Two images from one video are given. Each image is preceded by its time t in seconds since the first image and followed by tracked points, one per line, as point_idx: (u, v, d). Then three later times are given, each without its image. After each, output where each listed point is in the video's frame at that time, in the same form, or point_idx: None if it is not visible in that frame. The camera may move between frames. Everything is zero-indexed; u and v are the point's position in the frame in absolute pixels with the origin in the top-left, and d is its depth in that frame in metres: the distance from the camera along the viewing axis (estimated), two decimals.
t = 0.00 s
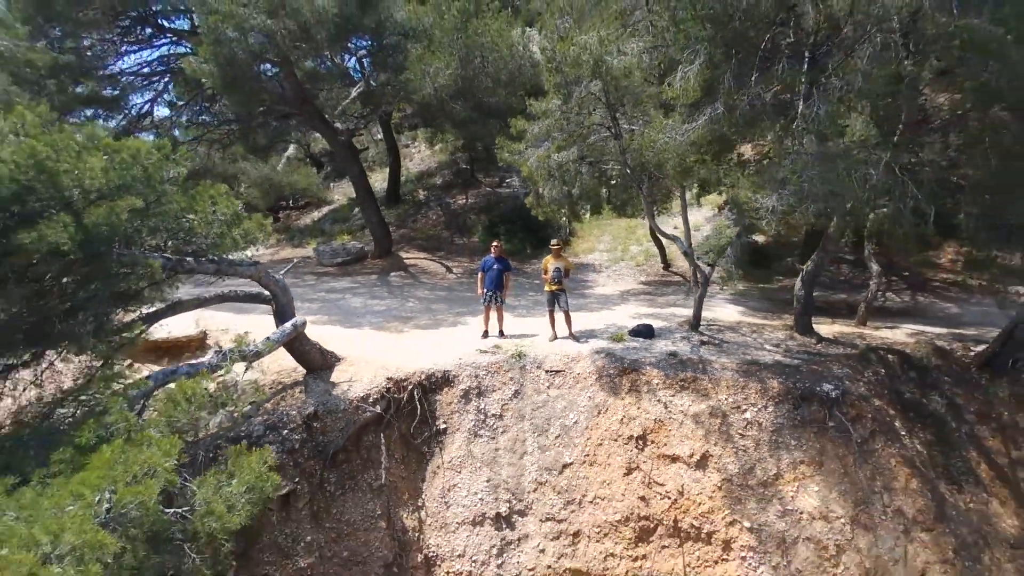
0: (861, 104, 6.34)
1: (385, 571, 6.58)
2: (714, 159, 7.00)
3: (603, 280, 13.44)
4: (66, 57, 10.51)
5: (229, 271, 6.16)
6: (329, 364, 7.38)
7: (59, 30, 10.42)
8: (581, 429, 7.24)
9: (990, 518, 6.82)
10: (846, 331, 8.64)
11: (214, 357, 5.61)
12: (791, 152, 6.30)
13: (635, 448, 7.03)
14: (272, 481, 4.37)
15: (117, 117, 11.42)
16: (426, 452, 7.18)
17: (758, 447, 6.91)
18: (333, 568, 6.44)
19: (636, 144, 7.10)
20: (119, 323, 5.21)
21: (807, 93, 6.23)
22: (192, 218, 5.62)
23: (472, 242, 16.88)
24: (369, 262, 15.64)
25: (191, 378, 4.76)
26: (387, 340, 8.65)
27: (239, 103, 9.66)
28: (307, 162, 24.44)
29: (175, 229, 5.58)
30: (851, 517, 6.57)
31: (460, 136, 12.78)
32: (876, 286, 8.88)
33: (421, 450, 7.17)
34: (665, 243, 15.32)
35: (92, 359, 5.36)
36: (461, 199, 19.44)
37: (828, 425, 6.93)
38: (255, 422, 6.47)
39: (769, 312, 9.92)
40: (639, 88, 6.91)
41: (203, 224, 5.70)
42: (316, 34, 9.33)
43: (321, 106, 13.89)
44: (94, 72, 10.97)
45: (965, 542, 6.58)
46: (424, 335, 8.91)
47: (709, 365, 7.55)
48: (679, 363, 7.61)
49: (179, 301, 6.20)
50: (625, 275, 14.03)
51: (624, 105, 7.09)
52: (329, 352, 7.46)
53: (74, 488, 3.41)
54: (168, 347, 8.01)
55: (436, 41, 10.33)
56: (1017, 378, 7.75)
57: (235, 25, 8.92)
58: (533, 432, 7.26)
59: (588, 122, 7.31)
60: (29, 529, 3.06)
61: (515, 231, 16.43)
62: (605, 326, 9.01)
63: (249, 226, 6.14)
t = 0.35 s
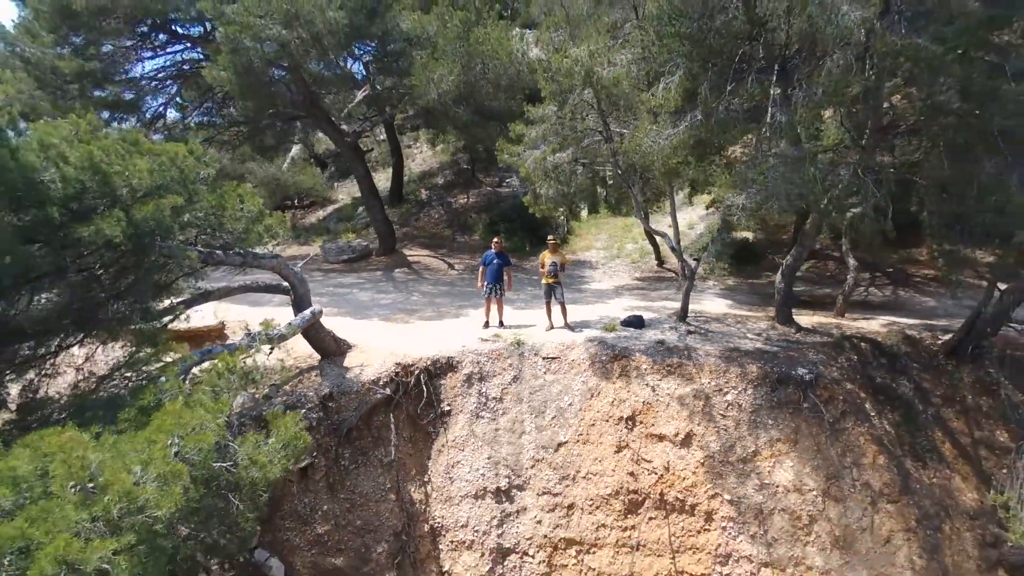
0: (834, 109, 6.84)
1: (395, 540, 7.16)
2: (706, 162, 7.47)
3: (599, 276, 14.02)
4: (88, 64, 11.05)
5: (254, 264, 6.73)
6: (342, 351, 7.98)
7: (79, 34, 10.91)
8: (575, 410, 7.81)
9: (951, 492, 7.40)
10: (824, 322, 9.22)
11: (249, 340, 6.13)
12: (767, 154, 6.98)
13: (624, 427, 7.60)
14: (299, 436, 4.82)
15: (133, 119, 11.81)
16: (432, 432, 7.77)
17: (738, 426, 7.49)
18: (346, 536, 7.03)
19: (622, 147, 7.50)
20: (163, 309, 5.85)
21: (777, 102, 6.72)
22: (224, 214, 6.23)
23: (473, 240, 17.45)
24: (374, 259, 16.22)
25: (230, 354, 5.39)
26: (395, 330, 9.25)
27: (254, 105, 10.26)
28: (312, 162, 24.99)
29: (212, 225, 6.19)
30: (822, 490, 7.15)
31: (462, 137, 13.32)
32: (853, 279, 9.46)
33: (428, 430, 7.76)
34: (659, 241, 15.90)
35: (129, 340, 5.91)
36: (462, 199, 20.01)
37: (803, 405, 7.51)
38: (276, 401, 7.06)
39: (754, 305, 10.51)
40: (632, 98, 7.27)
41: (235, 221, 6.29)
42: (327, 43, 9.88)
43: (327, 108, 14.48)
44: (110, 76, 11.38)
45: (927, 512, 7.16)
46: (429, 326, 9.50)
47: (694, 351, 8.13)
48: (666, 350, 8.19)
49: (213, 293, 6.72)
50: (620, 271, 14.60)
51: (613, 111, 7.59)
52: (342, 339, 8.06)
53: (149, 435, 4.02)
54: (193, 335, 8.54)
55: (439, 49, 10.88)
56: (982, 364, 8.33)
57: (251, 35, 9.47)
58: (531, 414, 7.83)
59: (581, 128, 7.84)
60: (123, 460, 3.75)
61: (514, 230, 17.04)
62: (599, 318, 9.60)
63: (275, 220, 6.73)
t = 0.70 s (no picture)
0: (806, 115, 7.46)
1: (404, 509, 7.83)
2: (690, 164, 7.87)
3: (595, 272, 14.68)
4: (112, 70, 11.60)
5: (279, 258, 7.40)
6: (355, 338, 8.69)
7: (102, 42, 11.42)
8: (570, 392, 8.48)
9: (915, 467, 8.07)
10: (802, 313, 9.90)
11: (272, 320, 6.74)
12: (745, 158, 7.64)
13: (615, 408, 8.28)
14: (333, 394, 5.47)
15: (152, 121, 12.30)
16: (438, 412, 8.44)
17: (719, 406, 8.16)
18: (361, 505, 7.70)
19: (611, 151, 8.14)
20: (201, 295, 6.48)
21: (748, 112, 7.40)
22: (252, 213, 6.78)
23: (475, 238, 18.12)
24: (379, 255, 16.90)
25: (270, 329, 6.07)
26: (404, 321, 9.95)
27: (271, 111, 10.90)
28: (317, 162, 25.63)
29: (241, 223, 6.73)
30: (796, 464, 7.82)
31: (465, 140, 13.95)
32: (830, 273, 10.13)
33: (435, 410, 8.43)
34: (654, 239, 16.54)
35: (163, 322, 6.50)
36: (464, 198, 20.67)
37: (780, 387, 8.17)
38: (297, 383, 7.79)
39: (739, 298, 11.17)
40: (622, 105, 7.92)
41: (262, 221, 6.90)
42: (339, 53, 10.51)
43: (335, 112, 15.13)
44: (131, 81, 11.88)
45: (891, 484, 7.84)
46: (436, 317, 10.20)
47: (680, 339, 8.80)
48: (654, 337, 8.87)
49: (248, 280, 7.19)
50: (616, 267, 15.27)
51: (604, 118, 8.24)
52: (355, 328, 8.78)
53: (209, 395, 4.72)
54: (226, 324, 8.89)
55: (443, 57, 11.50)
56: (946, 352, 9.01)
57: (270, 46, 10.10)
58: (530, 396, 8.50)
59: (576, 133, 8.48)
60: (194, 410, 4.37)
61: (515, 228, 17.76)
62: (594, 309, 10.28)
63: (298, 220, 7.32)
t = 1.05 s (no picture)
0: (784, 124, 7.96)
1: (413, 488, 8.47)
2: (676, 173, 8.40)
3: (593, 270, 15.32)
4: (134, 79, 12.18)
5: (299, 256, 8.05)
6: (367, 331, 9.37)
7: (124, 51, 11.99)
8: (567, 382, 9.11)
9: (886, 451, 8.69)
10: (786, 309, 10.55)
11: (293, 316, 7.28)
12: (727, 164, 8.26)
13: (608, 396, 8.91)
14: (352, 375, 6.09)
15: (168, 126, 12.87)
16: (445, 400, 9.08)
17: (705, 394, 8.80)
18: (373, 484, 8.35)
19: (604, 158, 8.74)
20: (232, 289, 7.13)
21: (728, 122, 7.70)
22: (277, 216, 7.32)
23: (476, 238, 18.76)
24: (385, 255, 17.55)
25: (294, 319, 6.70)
26: (412, 315, 10.61)
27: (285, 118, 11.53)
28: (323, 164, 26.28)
29: (264, 224, 7.25)
30: (775, 447, 8.46)
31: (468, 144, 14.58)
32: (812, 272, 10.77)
33: (441, 398, 9.08)
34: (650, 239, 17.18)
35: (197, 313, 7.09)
36: (466, 200, 21.31)
37: (761, 376, 8.81)
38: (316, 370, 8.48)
39: (727, 295, 11.81)
40: (615, 115, 8.51)
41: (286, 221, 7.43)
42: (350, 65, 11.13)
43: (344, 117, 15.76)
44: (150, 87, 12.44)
45: (863, 467, 8.47)
46: (442, 312, 10.86)
47: (670, 332, 9.45)
48: (646, 331, 9.51)
49: (272, 278, 7.71)
50: (612, 266, 15.91)
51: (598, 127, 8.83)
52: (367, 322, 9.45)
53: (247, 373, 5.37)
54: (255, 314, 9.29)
55: (448, 67, 12.10)
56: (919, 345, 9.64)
57: (285, 58, 10.70)
58: (530, 385, 9.13)
59: (572, 140, 9.08)
60: (243, 383, 4.97)
61: (515, 227, 18.44)
62: (590, 305, 10.93)
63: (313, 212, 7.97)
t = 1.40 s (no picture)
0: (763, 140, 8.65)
1: (422, 474, 9.21)
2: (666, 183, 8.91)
3: (591, 272, 16.04)
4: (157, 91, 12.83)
5: (320, 259, 8.75)
6: (378, 329, 10.09)
7: (148, 64, 12.53)
8: (565, 376, 9.81)
9: (860, 440, 9.40)
10: (770, 309, 11.25)
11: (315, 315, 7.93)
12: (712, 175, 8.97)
13: (603, 389, 9.60)
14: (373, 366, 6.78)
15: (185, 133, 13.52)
16: (452, 393, 9.80)
17: (693, 388, 9.50)
18: (386, 469, 9.07)
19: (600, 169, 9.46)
20: (261, 289, 7.82)
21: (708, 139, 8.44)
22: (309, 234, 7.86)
23: (479, 241, 19.48)
24: (391, 257, 18.29)
25: (318, 317, 7.41)
26: (421, 315, 11.31)
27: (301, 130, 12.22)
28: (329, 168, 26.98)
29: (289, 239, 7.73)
30: (757, 436, 9.16)
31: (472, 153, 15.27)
32: (795, 274, 11.48)
33: (449, 391, 9.79)
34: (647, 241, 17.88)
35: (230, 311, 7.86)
36: (469, 204, 22.02)
37: (744, 371, 9.52)
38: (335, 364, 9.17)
39: (718, 295, 12.51)
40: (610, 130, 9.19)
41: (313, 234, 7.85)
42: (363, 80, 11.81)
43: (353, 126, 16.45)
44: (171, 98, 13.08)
45: (838, 455, 9.19)
46: (448, 312, 11.55)
47: (661, 330, 10.15)
48: (638, 329, 10.22)
49: (297, 280, 8.42)
50: (610, 267, 16.61)
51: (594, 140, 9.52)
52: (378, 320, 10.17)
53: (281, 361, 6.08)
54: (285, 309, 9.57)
55: (453, 81, 12.76)
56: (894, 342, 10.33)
57: (302, 74, 11.40)
58: (530, 379, 9.83)
59: (570, 152, 9.78)
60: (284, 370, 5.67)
61: (517, 231, 19.14)
62: (587, 306, 11.63)
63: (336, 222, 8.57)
